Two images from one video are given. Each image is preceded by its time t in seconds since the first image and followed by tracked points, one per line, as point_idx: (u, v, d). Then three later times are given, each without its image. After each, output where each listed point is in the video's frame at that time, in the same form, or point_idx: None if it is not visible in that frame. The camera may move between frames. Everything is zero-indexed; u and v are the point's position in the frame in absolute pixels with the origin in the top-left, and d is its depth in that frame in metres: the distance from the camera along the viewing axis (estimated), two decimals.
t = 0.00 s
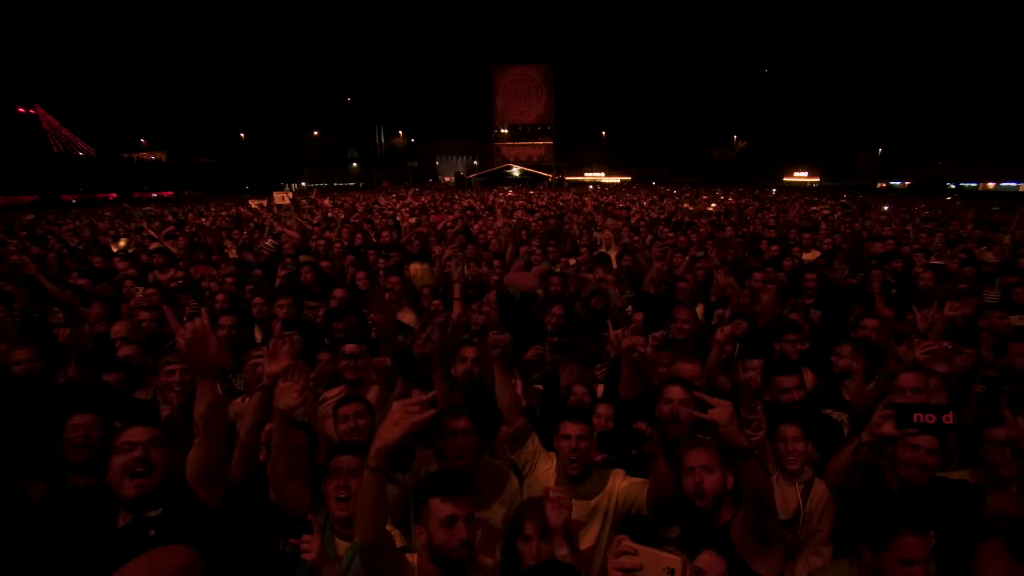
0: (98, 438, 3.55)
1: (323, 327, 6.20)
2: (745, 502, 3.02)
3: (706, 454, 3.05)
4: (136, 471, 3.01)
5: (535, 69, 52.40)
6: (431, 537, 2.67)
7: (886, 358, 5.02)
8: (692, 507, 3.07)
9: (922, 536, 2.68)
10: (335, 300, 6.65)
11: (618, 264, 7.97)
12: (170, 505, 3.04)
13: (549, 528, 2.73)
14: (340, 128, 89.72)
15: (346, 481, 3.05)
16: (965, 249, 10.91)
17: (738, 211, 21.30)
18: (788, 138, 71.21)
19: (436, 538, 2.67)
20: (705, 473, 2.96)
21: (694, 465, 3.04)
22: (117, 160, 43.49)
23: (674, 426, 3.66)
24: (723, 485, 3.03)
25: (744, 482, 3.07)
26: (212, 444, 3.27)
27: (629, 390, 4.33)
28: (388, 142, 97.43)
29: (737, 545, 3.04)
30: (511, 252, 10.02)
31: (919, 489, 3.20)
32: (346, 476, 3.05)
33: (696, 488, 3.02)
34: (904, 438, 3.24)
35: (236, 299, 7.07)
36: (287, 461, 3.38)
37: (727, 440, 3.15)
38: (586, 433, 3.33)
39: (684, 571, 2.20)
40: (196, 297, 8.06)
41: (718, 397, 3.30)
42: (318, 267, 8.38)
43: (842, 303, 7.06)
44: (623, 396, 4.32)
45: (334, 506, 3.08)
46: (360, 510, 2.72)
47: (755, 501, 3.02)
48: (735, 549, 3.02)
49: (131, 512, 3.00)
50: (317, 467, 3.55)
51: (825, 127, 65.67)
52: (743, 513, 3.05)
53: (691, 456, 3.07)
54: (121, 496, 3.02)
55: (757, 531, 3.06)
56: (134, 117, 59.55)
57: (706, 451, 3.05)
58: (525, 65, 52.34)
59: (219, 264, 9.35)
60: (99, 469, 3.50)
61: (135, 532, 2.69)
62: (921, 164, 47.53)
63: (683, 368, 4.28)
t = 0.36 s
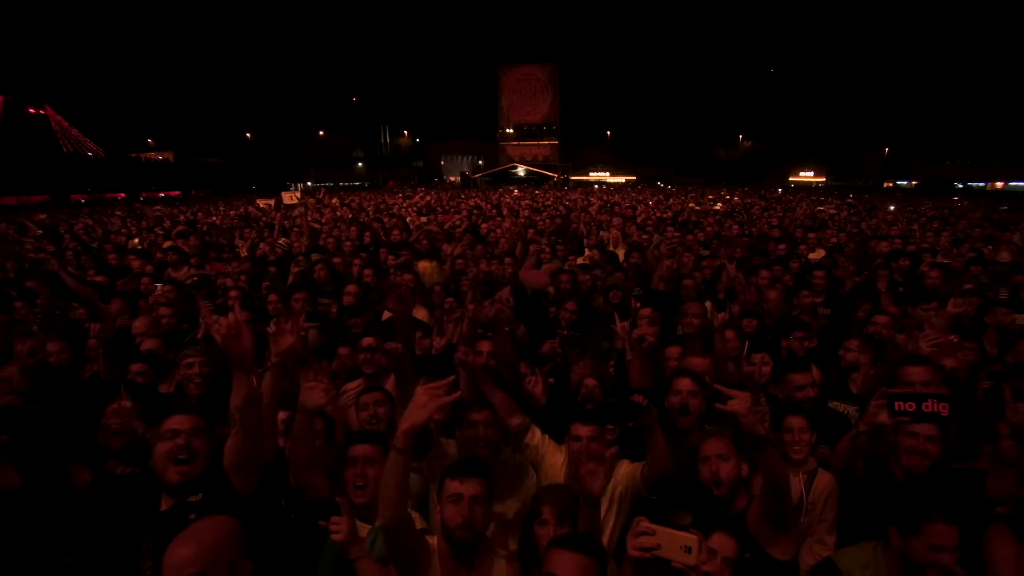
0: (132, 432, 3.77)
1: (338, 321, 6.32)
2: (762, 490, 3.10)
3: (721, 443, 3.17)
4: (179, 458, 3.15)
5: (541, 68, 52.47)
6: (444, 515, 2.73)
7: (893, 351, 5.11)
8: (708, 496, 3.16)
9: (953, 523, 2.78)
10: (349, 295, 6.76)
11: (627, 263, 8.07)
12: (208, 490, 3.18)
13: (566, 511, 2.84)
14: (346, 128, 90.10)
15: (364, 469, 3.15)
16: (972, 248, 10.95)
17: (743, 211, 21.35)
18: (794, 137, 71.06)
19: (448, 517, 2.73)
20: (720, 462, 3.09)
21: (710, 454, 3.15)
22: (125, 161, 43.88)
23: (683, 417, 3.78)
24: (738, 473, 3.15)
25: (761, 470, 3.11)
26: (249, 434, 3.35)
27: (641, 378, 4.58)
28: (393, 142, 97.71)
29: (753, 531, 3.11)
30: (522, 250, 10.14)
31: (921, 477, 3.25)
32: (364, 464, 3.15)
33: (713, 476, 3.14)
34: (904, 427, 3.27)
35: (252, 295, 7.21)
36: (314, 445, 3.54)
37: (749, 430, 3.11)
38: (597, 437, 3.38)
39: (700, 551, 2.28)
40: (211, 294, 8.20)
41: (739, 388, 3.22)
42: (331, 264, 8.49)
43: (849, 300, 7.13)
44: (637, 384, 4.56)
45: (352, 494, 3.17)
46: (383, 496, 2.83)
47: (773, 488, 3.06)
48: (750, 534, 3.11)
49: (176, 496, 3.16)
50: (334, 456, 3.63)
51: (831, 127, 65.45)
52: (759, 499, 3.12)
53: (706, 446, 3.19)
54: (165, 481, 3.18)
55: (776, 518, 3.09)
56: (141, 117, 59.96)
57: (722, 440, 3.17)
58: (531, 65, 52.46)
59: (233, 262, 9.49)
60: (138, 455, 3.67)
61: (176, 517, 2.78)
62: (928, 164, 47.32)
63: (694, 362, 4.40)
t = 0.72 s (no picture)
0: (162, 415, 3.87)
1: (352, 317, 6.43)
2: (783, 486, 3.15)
3: (742, 436, 3.26)
4: (200, 442, 3.32)
5: (546, 68, 52.48)
6: (470, 500, 2.84)
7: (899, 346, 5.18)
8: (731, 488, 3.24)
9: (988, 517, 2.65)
10: (362, 291, 6.87)
11: (635, 260, 8.15)
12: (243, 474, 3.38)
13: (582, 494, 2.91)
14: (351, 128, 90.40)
15: (381, 457, 3.11)
16: (979, 247, 10.97)
17: (750, 210, 21.35)
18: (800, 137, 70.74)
19: (473, 501, 2.84)
20: (741, 455, 3.17)
21: (731, 447, 3.24)
22: (133, 161, 44.21)
23: (694, 408, 3.87)
24: (758, 465, 3.23)
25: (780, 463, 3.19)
26: (285, 429, 3.43)
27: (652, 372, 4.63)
28: (398, 142, 97.94)
29: (775, 523, 3.17)
30: (530, 249, 10.23)
31: (927, 464, 3.36)
32: (381, 452, 3.11)
33: (734, 469, 3.21)
34: (907, 413, 3.43)
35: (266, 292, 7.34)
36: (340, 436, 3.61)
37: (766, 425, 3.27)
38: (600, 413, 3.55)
39: (713, 531, 2.36)
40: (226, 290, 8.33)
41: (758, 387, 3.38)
42: (342, 262, 8.60)
43: (856, 296, 7.18)
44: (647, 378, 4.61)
45: (370, 481, 3.16)
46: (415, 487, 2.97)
47: (793, 479, 3.12)
48: (773, 525, 3.17)
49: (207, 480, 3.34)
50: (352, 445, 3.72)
51: (837, 126, 65.18)
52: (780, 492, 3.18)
53: (728, 439, 3.27)
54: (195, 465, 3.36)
55: (795, 511, 3.11)
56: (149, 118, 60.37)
57: (742, 433, 3.26)
58: (536, 65, 52.51)
59: (246, 260, 9.62)
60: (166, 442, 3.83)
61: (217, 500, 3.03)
62: (935, 163, 47.06)
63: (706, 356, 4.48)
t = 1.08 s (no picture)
0: (184, 405, 4.00)
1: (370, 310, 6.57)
2: (809, 480, 3.08)
3: (767, 429, 3.25)
4: (229, 428, 3.47)
5: (552, 68, 52.48)
6: (491, 483, 2.95)
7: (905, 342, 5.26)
8: (755, 481, 3.27)
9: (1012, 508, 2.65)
10: (374, 286, 6.98)
11: (644, 258, 8.25)
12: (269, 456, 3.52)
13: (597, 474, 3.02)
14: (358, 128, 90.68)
15: (404, 444, 3.17)
16: (987, 245, 10.99)
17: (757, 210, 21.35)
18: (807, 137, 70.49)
19: (495, 484, 2.95)
20: (766, 448, 3.16)
21: (757, 440, 3.24)
22: (142, 161, 44.57)
23: (708, 400, 3.98)
24: (784, 459, 3.22)
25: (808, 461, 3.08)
26: (316, 416, 3.71)
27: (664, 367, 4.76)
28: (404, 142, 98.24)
29: (800, 517, 3.12)
30: (541, 246, 10.36)
31: (932, 451, 3.46)
32: (404, 439, 3.17)
33: (759, 461, 3.22)
34: (911, 404, 3.56)
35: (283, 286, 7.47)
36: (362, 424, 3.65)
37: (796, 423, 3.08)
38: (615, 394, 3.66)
39: (728, 510, 2.46)
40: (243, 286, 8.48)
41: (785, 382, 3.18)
42: (356, 259, 8.73)
43: (864, 294, 7.25)
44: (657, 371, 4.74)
45: (394, 468, 3.20)
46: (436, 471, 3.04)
47: (821, 475, 3.03)
48: (798, 519, 3.10)
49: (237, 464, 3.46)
50: (373, 429, 3.84)
51: (844, 126, 64.90)
52: (805, 485, 3.11)
53: (754, 432, 3.27)
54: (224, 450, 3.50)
55: (819, 507, 3.05)
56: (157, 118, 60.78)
57: (768, 427, 3.25)
58: (542, 65, 52.53)
59: (261, 258, 9.77)
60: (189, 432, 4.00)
61: (247, 480, 3.22)
62: (943, 163, 46.76)
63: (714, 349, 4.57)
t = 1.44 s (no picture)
0: (213, 396, 4.13)
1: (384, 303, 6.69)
2: (823, 467, 3.21)
3: (784, 417, 3.37)
4: (254, 413, 3.60)
5: (557, 68, 52.61)
6: (511, 466, 3.04)
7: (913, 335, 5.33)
8: (769, 466, 3.37)
9: (967, 474, 2.89)
10: (388, 281, 7.11)
11: (652, 254, 8.34)
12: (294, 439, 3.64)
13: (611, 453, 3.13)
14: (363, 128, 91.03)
15: (431, 430, 3.31)
16: (993, 244, 11.05)
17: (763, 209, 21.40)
18: (812, 137, 70.30)
19: (516, 467, 3.04)
20: (782, 435, 3.29)
21: (773, 427, 3.36)
22: (150, 161, 44.97)
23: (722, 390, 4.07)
24: (799, 445, 3.35)
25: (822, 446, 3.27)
26: (338, 402, 3.82)
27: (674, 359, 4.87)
28: (410, 142, 98.54)
29: (813, 502, 3.21)
30: (550, 244, 10.47)
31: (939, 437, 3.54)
32: (429, 426, 3.31)
33: (775, 447, 3.35)
34: (918, 392, 3.65)
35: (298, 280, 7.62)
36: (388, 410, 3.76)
37: (814, 409, 3.31)
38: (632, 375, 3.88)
39: (742, 489, 2.52)
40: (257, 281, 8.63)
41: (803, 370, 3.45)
42: (367, 256, 8.88)
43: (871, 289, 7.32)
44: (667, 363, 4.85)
45: (421, 454, 3.33)
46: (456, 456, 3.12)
47: (834, 460, 3.18)
48: (810, 504, 3.20)
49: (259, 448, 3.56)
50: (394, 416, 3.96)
51: (851, 126, 64.71)
52: (818, 471, 3.22)
53: (770, 419, 3.39)
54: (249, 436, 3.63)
55: (831, 491, 3.16)
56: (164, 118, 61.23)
57: (785, 415, 3.37)
58: (548, 65, 52.68)
59: (274, 255, 9.92)
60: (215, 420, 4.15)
61: (273, 463, 3.31)
62: (950, 162, 46.57)
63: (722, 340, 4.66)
